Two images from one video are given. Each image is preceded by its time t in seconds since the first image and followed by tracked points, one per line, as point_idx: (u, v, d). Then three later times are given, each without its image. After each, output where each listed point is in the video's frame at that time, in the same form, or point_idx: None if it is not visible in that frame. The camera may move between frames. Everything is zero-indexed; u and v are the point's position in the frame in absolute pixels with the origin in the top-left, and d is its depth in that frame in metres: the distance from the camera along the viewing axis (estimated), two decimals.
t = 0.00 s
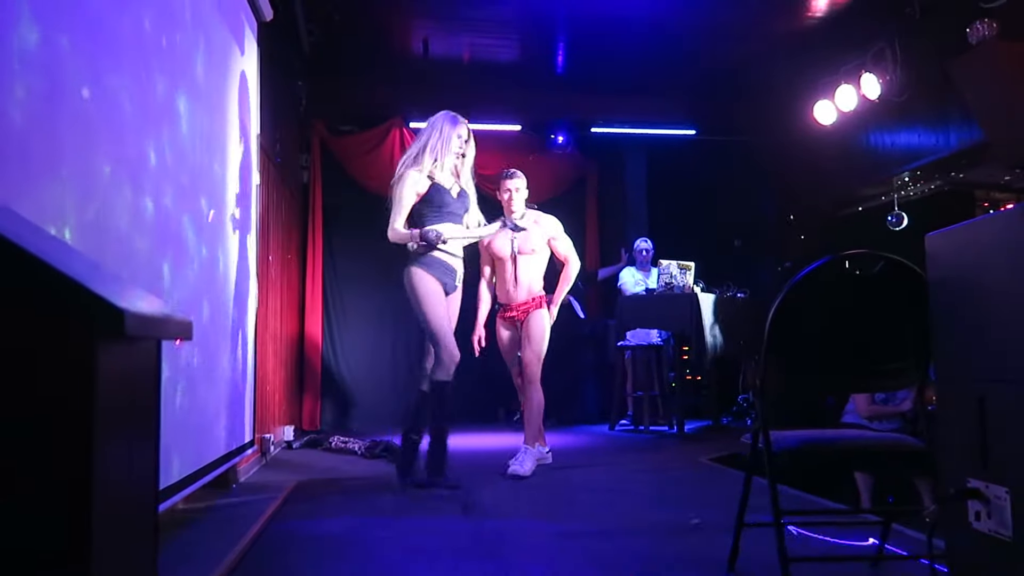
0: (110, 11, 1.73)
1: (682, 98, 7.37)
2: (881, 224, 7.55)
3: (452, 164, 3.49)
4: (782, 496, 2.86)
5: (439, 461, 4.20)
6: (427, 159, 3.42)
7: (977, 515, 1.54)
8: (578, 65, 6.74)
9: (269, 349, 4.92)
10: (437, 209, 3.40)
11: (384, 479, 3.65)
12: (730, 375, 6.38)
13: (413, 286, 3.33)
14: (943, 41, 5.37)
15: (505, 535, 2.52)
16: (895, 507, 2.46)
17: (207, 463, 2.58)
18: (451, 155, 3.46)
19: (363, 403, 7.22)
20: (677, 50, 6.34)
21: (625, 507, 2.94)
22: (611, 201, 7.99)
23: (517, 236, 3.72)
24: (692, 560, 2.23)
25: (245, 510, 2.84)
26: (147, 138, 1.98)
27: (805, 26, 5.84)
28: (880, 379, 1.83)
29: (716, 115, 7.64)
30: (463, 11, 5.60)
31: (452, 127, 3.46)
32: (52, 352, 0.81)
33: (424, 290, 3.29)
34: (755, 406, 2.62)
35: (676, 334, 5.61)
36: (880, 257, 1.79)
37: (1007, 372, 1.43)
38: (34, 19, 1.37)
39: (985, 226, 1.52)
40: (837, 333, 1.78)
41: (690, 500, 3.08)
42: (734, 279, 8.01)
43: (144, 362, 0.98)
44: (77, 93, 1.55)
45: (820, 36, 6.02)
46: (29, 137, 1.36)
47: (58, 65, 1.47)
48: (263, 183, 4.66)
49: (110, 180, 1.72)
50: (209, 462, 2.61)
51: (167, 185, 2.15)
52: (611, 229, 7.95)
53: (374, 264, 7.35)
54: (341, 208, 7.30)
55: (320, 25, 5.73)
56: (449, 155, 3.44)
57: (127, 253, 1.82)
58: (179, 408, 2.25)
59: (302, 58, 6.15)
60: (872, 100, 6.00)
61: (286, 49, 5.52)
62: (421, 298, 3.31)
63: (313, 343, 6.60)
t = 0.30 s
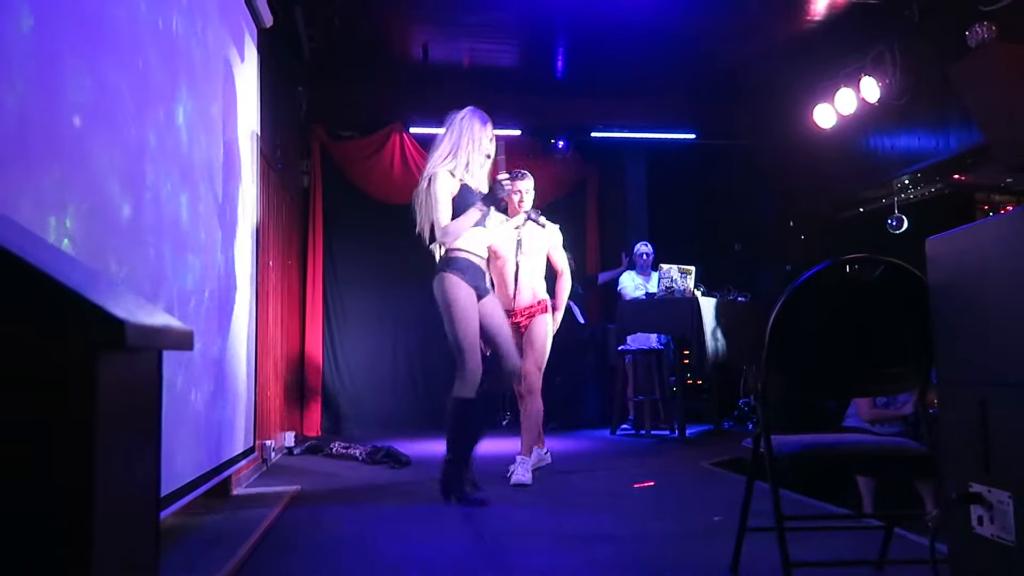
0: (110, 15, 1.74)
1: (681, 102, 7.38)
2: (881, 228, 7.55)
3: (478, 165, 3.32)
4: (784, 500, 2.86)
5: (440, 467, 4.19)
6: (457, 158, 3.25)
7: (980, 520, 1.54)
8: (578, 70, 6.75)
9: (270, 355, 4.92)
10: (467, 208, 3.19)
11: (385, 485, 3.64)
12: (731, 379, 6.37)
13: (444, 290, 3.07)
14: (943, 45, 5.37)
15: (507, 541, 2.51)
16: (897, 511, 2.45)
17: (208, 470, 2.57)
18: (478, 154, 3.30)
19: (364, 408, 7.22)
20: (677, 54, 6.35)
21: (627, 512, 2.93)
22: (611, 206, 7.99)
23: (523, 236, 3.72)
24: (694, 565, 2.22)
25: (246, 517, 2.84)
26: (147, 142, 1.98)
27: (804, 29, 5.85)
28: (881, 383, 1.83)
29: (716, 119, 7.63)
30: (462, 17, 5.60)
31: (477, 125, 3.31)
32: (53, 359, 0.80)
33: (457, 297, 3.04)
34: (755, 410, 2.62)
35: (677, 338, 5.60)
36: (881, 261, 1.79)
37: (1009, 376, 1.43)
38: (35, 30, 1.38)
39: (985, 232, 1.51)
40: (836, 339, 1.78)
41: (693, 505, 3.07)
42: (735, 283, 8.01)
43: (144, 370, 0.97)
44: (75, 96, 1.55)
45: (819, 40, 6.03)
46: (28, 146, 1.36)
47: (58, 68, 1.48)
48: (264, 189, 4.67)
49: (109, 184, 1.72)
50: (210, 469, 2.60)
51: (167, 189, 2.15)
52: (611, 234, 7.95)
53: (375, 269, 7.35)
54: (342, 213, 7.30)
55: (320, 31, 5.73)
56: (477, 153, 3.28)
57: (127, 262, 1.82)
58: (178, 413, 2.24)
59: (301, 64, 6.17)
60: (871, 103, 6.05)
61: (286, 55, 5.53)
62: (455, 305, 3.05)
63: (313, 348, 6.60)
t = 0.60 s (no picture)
0: (107, 18, 1.73)
1: (680, 104, 7.40)
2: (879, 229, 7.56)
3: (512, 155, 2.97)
4: (784, 502, 2.86)
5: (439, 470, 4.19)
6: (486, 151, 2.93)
7: (980, 520, 1.53)
8: (576, 73, 6.76)
9: (269, 359, 4.92)
10: (503, 205, 2.85)
11: (384, 488, 3.63)
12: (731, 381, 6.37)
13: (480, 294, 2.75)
14: (940, 46, 5.39)
15: (506, 543, 2.51)
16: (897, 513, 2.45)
17: (205, 474, 2.56)
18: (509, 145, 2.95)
19: (363, 411, 7.21)
20: (675, 56, 6.36)
21: (626, 515, 2.93)
22: (609, 208, 8.00)
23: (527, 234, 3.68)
24: (693, 566, 2.22)
25: (245, 520, 2.83)
26: (144, 145, 1.98)
27: (801, 32, 5.87)
28: (881, 384, 1.82)
29: (715, 120, 7.63)
30: (460, 19, 5.61)
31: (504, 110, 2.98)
32: (49, 362, 0.80)
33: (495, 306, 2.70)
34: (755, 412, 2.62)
35: (676, 340, 5.61)
36: (880, 262, 1.79)
37: (1008, 376, 1.43)
38: (33, 33, 1.38)
39: (984, 233, 1.51)
40: (836, 339, 1.78)
41: (694, 507, 3.07)
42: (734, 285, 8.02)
43: (140, 371, 0.97)
44: (71, 97, 1.54)
45: (815, 42, 6.06)
46: (28, 145, 1.37)
47: (56, 68, 1.47)
48: (262, 193, 4.68)
49: (106, 185, 1.71)
50: (208, 473, 2.59)
51: (165, 191, 2.15)
52: (610, 236, 7.96)
53: (373, 271, 7.34)
54: (340, 215, 7.30)
55: (319, 34, 5.73)
56: (509, 143, 2.95)
57: (124, 266, 1.81)
58: (176, 418, 2.23)
59: (300, 67, 6.18)
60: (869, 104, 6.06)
61: (284, 58, 5.54)
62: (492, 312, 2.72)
63: (312, 351, 6.60)
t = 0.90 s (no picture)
0: (99, 17, 1.72)
1: (675, 105, 7.41)
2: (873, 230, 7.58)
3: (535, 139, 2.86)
4: (777, 502, 2.86)
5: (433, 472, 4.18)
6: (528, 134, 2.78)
7: (972, 519, 1.54)
8: (570, 74, 6.76)
9: (262, 360, 4.90)
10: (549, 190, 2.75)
11: (378, 490, 3.63)
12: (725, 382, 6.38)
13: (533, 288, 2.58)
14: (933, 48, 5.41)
15: (500, 545, 2.50)
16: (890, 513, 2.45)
17: (198, 476, 2.54)
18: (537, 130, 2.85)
19: (357, 413, 7.20)
20: (669, 57, 6.38)
21: (620, 516, 2.93)
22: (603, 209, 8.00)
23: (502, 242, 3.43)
24: (686, 567, 2.22)
25: (237, 523, 2.82)
26: (135, 145, 1.97)
27: (795, 34, 5.90)
28: (875, 382, 1.83)
29: (708, 122, 7.64)
30: (454, 21, 5.61)
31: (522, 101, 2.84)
32: (42, 365, 0.79)
33: (556, 290, 2.58)
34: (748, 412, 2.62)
35: (670, 341, 5.61)
36: (872, 262, 1.80)
37: (999, 376, 1.43)
38: (23, 30, 1.37)
39: (975, 233, 1.51)
40: (830, 341, 1.78)
41: (687, 507, 3.07)
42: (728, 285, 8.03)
43: (130, 371, 0.97)
44: (61, 94, 1.53)
45: (808, 44, 6.08)
46: (19, 144, 1.36)
47: (46, 64, 1.47)
48: (255, 194, 4.67)
49: (97, 184, 1.70)
50: (200, 475, 2.57)
51: (155, 191, 2.13)
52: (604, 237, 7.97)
53: (367, 273, 7.34)
54: (334, 216, 7.29)
55: (313, 36, 5.73)
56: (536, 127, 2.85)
57: (115, 265, 1.80)
58: (167, 420, 2.21)
59: (294, 68, 6.17)
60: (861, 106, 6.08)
61: (278, 60, 5.53)
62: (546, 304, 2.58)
63: (306, 353, 6.59)
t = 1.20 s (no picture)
0: (93, 16, 1.72)
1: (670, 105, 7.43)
2: (867, 229, 7.61)
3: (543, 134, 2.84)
4: (772, 501, 2.87)
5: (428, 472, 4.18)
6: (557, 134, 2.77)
7: (966, 517, 1.55)
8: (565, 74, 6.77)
9: (256, 361, 4.89)
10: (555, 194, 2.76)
11: (374, 490, 3.63)
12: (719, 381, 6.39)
13: (544, 283, 2.58)
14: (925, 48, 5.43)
15: (495, 544, 2.50)
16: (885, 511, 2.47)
17: (192, 477, 2.54)
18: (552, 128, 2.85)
19: (352, 413, 7.20)
20: (664, 58, 6.39)
21: (615, 515, 2.93)
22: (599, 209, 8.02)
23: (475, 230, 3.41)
24: (681, 566, 2.23)
25: (232, 524, 2.82)
26: (130, 144, 1.97)
27: (789, 34, 5.92)
28: (870, 381, 1.84)
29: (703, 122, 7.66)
30: (449, 21, 5.61)
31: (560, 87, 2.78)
32: (40, 366, 0.79)
33: (569, 286, 2.58)
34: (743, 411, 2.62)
35: (665, 341, 5.62)
36: (867, 261, 1.81)
37: (993, 375, 1.44)
38: (16, 30, 1.36)
39: (969, 232, 1.52)
40: (825, 340, 1.78)
41: (682, 507, 3.08)
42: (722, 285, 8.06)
43: (129, 371, 0.97)
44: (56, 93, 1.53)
45: (802, 45, 6.11)
46: (15, 141, 1.36)
47: (41, 63, 1.46)
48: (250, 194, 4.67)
49: (91, 183, 1.70)
50: (195, 476, 2.57)
51: (148, 195, 2.12)
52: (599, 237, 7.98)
53: (362, 273, 7.33)
54: (329, 216, 7.28)
55: (306, 35, 5.71)
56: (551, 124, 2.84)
57: (109, 264, 1.80)
58: (161, 420, 2.21)
59: (288, 68, 6.16)
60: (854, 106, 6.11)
61: (272, 59, 5.52)
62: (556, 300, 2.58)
63: (301, 354, 6.58)
